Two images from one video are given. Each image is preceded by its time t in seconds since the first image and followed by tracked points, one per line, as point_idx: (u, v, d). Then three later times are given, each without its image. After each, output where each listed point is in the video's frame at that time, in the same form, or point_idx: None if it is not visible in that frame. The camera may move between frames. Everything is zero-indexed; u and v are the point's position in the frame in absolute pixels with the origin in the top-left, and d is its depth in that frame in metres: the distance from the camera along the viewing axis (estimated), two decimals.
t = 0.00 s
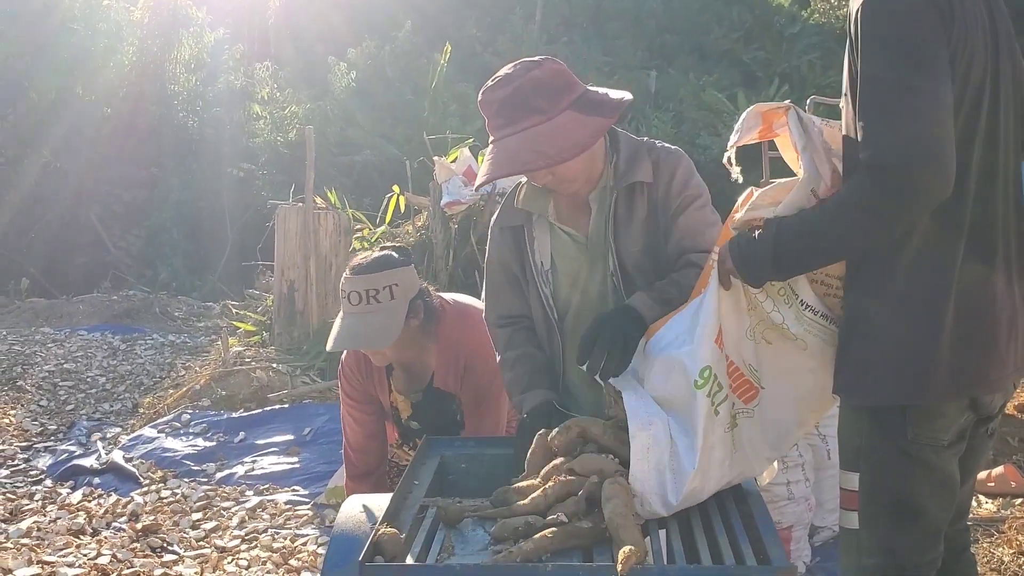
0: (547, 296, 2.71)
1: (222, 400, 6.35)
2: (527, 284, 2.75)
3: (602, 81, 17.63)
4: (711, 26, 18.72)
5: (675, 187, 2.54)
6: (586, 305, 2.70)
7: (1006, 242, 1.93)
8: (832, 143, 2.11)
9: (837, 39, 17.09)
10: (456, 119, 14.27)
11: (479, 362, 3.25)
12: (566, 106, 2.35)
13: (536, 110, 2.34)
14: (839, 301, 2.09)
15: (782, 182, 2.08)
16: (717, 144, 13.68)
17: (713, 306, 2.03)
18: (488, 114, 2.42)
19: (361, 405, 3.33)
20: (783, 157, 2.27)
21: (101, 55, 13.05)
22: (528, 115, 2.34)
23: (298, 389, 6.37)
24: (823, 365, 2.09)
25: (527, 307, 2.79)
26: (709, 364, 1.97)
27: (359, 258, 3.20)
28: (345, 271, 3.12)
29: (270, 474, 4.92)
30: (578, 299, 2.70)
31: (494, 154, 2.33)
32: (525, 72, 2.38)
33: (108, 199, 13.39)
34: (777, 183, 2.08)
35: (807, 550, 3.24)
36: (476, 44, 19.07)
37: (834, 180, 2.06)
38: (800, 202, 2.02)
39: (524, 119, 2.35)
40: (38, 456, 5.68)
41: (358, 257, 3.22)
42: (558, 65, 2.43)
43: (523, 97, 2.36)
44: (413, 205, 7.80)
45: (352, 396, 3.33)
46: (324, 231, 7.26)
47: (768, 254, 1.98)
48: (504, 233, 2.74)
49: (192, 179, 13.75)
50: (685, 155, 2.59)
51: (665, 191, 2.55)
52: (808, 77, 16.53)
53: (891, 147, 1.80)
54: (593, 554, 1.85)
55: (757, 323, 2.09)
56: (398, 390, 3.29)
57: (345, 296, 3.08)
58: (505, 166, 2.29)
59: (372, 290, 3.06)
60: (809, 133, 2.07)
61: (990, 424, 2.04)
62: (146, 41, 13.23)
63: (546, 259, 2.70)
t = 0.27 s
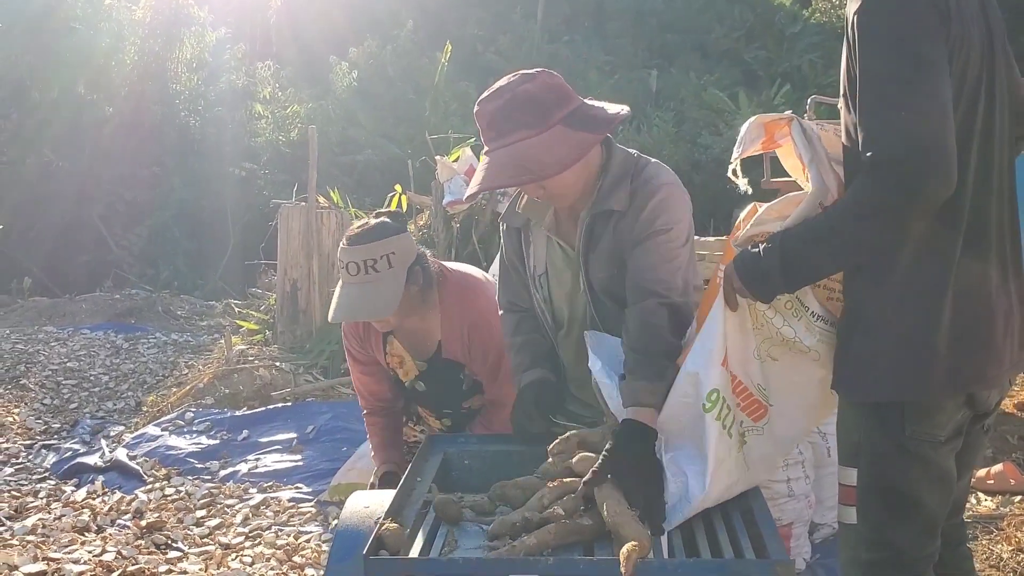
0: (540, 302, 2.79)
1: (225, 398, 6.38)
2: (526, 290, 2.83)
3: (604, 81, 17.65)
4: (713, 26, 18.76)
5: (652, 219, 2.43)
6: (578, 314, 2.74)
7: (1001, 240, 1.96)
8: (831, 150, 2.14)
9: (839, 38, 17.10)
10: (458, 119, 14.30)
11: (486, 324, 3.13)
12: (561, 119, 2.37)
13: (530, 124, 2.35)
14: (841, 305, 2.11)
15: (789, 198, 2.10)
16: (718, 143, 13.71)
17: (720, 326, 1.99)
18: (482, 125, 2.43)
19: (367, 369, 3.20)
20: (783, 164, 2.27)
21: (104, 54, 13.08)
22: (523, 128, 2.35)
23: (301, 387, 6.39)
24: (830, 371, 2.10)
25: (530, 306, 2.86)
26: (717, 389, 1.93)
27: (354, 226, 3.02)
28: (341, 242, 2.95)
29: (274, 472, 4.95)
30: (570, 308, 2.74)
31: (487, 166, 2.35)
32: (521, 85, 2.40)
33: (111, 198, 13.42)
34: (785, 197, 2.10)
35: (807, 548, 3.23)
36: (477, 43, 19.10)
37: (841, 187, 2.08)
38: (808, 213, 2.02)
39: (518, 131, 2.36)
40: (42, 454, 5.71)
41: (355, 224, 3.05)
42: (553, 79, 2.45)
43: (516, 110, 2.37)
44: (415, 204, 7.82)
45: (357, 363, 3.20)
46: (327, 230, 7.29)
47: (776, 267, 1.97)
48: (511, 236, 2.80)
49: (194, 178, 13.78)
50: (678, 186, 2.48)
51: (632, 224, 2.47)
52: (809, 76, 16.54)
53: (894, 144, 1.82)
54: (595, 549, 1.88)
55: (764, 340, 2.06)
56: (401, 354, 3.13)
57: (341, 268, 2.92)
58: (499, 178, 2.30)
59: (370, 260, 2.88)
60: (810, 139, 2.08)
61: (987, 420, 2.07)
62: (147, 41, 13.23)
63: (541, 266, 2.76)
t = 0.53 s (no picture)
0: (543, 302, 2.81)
1: (227, 398, 6.40)
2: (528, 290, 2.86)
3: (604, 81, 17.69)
4: (713, 26, 18.79)
5: (656, 212, 2.49)
6: (579, 316, 2.76)
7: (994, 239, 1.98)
8: (823, 143, 2.15)
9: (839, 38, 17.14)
10: (458, 118, 14.34)
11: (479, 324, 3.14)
12: (560, 124, 2.38)
13: (530, 131, 2.37)
14: (834, 296, 2.10)
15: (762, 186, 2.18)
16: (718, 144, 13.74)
17: (703, 305, 2.06)
18: (481, 133, 2.45)
19: (367, 370, 3.31)
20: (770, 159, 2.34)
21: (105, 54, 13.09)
22: (522, 136, 2.37)
23: (302, 387, 6.42)
24: (821, 361, 2.10)
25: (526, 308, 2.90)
26: (692, 363, 2.01)
27: (348, 225, 3.06)
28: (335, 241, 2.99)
29: (276, 471, 4.98)
30: (573, 307, 2.76)
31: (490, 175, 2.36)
32: (518, 92, 2.41)
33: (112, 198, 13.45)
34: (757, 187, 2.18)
35: (807, 545, 3.29)
36: (478, 43, 19.13)
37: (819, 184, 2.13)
38: (780, 201, 2.07)
39: (518, 138, 2.38)
40: (44, 453, 5.73)
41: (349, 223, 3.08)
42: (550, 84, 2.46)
43: (515, 118, 2.39)
44: (416, 204, 7.86)
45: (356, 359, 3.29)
46: (328, 230, 7.31)
47: (756, 256, 2.00)
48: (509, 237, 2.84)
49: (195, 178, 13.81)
50: (679, 178, 2.53)
51: (641, 217, 2.50)
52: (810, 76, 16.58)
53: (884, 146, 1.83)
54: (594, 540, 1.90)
55: (757, 324, 2.09)
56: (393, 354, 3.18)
57: (335, 267, 2.96)
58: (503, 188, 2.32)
59: (362, 260, 2.92)
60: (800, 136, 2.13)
61: (982, 418, 2.09)
62: (148, 40, 13.34)
63: (543, 267, 2.78)
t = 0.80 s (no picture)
0: (542, 289, 2.76)
1: (228, 396, 6.42)
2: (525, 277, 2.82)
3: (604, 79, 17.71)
4: (712, 24, 18.80)
5: (665, 195, 2.51)
6: (579, 301, 2.71)
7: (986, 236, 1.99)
8: (822, 137, 2.20)
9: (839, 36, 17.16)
10: (458, 117, 14.37)
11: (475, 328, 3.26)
12: (573, 109, 2.40)
13: (543, 113, 2.39)
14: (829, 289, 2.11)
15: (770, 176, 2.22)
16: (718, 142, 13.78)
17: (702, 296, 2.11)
18: (497, 109, 2.47)
19: (368, 382, 3.40)
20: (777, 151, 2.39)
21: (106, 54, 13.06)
22: (536, 117, 2.39)
23: (303, 385, 6.43)
24: (817, 355, 2.11)
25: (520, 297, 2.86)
26: (683, 351, 2.05)
27: (352, 240, 3.22)
28: (338, 256, 3.15)
29: (277, 469, 4.99)
30: (572, 296, 2.72)
31: (500, 152, 2.38)
32: (535, 72, 2.43)
33: (111, 198, 13.46)
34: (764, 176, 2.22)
35: (805, 542, 3.32)
36: (478, 42, 19.13)
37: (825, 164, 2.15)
38: (787, 188, 2.09)
39: (531, 118, 2.40)
40: (46, 452, 5.75)
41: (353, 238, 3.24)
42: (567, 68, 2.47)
43: (530, 98, 2.40)
44: (416, 203, 7.87)
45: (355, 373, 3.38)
46: (328, 229, 7.31)
47: (754, 245, 2.02)
48: (509, 222, 2.80)
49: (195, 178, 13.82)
50: (684, 166, 2.56)
51: (649, 200, 2.52)
52: (809, 74, 16.60)
53: (876, 144, 1.85)
54: (592, 533, 1.92)
55: (754, 316, 2.11)
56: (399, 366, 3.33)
57: (339, 281, 3.11)
58: (511, 165, 2.34)
59: (364, 275, 3.08)
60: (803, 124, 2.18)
61: (976, 413, 2.11)
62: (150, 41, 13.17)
63: (543, 253, 2.75)
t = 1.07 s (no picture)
0: (542, 288, 2.75)
1: (230, 395, 6.45)
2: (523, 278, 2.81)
3: (604, 78, 17.74)
4: (712, 22, 18.81)
5: (668, 192, 2.53)
6: (580, 301, 2.72)
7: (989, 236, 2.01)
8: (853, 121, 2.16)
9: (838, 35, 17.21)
10: (458, 117, 14.41)
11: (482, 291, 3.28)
12: (572, 109, 2.41)
13: (543, 114, 2.40)
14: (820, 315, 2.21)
15: (812, 183, 2.10)
16: (717, 140, 13.81)
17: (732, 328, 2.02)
18: (495, 111, 2.49)
19: (370, 334, 3.30)
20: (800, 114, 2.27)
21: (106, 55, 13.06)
22: (535, 117, 2.41)
23: (304, 385, 6.45)
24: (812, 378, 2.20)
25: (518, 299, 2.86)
26: (719, 387, 1.97)
27: (340, 210, 3.15)
28: (330, 233, 3.08)
29: (279, 467, 5.02)
30: (574, 294, 2.72)
31: (500, 153, 2.40)
32: (534, 74, 2.44)
33: (111, 198, 13.47)
34: (807, 184, 2.10)
35: (805, 539, 3.35)
36: (478, 41, 19.15)
37: (858, 154, 2.06)
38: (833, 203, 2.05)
39: (530, 119, 2.41)
40: (48, 452, 5.77)
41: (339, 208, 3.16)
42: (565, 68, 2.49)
43: (529, 100, 2.42)
44: (417, 202, 7.89)
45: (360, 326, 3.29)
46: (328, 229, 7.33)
47: (797, 258, 2.01)
48: (505, 223, 2.80)
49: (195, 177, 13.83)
50: (682, 161, 2.59)
51: (651, 198, 2.54)
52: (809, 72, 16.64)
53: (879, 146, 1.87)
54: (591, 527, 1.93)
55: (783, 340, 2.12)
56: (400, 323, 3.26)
57: (338, 258, 3.05)
58: (511, 167, 2.36)
59: (355, 249, 3.01)
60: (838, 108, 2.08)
61: (975, 411, 2.12)
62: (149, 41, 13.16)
63: (542, 253, 2.73)
